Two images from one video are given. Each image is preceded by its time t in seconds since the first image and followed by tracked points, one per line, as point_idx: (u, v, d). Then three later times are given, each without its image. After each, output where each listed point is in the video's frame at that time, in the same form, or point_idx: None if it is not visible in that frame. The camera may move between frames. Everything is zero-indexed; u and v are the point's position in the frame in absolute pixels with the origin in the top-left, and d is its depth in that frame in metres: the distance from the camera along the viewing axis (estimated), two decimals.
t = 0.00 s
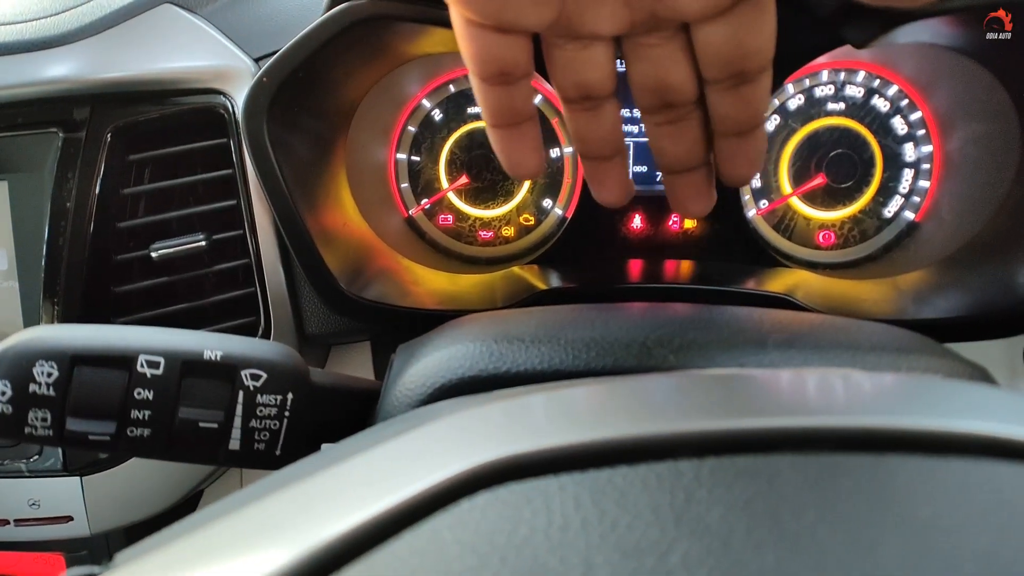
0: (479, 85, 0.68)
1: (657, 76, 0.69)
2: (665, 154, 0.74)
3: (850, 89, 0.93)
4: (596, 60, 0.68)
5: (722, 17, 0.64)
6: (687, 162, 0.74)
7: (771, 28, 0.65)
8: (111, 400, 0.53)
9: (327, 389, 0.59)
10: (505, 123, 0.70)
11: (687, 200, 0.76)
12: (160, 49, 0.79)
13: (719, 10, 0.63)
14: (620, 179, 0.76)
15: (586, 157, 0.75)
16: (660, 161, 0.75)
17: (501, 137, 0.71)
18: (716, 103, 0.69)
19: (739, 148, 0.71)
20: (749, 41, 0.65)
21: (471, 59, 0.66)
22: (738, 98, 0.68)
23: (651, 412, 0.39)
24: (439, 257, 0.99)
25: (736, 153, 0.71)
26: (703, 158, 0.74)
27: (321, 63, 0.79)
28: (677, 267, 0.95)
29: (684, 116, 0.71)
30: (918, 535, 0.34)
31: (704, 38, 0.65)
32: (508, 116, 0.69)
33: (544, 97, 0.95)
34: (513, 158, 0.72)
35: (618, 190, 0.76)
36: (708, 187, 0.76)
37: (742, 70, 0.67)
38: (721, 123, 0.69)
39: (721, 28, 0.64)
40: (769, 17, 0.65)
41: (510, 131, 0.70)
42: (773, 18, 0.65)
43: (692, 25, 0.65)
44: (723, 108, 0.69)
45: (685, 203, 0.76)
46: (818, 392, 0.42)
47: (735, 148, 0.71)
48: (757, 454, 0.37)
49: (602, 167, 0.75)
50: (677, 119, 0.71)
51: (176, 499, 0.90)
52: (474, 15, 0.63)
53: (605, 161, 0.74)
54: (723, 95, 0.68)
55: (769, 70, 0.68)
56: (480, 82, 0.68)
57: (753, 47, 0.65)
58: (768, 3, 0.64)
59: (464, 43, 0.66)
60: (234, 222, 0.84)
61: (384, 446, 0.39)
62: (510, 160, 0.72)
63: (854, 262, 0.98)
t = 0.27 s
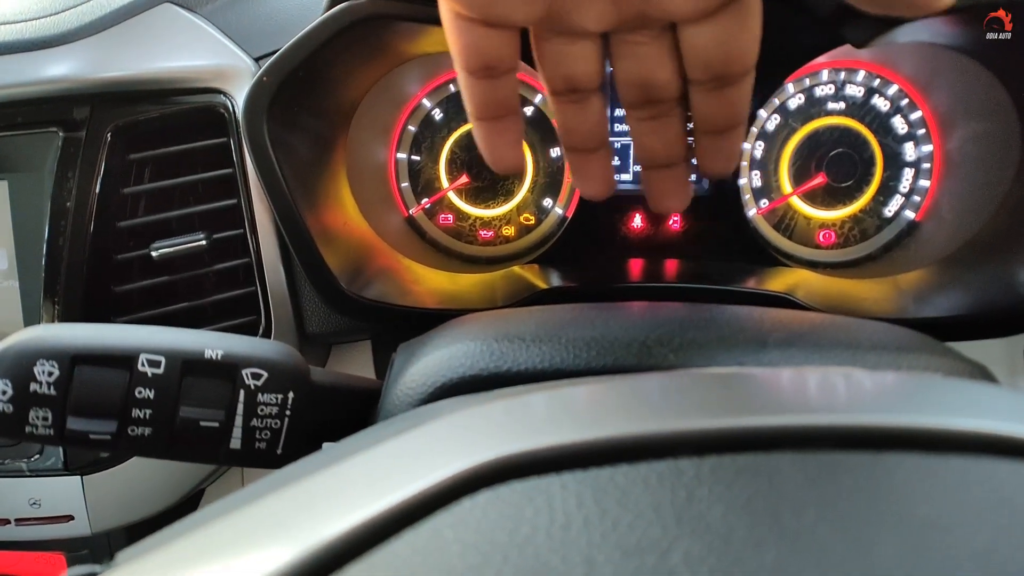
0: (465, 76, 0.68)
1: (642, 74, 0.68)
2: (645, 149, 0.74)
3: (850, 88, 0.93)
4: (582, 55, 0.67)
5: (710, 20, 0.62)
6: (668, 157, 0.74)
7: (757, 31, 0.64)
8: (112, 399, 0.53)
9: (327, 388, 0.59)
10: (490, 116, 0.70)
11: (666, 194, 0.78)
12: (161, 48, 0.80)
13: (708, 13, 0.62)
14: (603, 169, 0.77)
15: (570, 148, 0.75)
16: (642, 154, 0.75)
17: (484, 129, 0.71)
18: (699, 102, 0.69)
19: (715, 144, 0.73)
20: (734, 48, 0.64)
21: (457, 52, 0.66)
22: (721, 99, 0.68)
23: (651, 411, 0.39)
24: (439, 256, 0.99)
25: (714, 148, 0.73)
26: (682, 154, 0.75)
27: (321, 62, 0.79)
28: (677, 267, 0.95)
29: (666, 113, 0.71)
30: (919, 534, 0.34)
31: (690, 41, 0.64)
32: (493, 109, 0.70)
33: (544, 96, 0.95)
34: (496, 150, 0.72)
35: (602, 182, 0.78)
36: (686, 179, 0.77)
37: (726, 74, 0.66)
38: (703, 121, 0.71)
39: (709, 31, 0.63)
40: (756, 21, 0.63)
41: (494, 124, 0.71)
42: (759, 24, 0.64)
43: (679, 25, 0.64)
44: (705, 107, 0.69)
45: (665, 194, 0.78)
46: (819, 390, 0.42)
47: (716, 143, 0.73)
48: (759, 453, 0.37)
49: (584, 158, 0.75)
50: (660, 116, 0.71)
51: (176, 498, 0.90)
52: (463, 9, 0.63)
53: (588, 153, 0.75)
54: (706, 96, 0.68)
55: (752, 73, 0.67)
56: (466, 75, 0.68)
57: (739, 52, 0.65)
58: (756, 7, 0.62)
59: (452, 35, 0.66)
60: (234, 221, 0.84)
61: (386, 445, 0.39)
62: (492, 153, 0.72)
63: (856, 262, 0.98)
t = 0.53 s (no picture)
0: (454, 68, 0.68)
1: (628, 73, 0.68)
2: (632, 145, 0.74)
3: (851, 88, 0.93)
4: (571, 51, 0.67)
5: (694, 24, 0.62)
6: (653, 155, 0.74)
7: (743, 35, 0.63)
8: (112, 399, 0.53)
9: (327, 388, 0.59)
10: (479, 107, 0.70)
11: (649, 192, 0.78)
12: (161, 48, 0.79)
13: (694, 16, 0.61)
14: (588, 165, 0.77)
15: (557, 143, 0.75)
16: (628, 151, 0.75)
17: (473, 120, 0.71)
18: (683, 101, 0.69)
19: (698, 144, 0.72)
20: (719, 50, 0.64)
21: (448, 44, 0.66)
22: (704, 99, 0.68)
23: (653, 410, 0.39)
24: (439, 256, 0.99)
25: (696, 149, 0.73)
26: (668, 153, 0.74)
27: (321, 61, 0.79)
28: (677, 266, 0.95)
29: (652, 111, 0.71)
30: (921, 533, 0.34)
31: (675, 43, 0.64)
32: (481, 101, 0.70)
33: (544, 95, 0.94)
34: (484, 141, 0.72)
35: (590, 178, 0.77)
36: (670, 179, 0.77)
37: (711, 75, 0.66)
38: (687, 121, 0.71)
39: (694, 34, 0.63)
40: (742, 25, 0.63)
41: (484, 116, 0.71)
42: (745, 28, 0.63)
43: (665, 27, 0.63)
44: (690, 107, 0.69)
45: (651, 192, 0.78)
46: (820, 390, 0.41)
47: (698, 143, 0.72)
48: (760, 452, 0.37)
49: (570, 152, 0.75)
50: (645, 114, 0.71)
51: (176, 498, 0.90)
52: (456, 3, 0.63)
53: (574, 148, 0.75)
54: (690, 96, 0.68)
55: (737, 75, 0.67)
56: (456, 67, 0.68)
57: (724, 54, 0.64)
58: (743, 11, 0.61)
59: (444, 28, 0.65)
60: (235, 220, 0.84)
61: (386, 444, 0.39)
62: (481, 144, 0.72)
63: (858, 262, 0.97)
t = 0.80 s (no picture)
0: (474, 73, 0.68)
1: (654, 71, 0.68)
2: (663, 146, 0.74)
3: (852, 88, 0.93)
4: (593, 51, 0.67)
5: (719, 16, 0.62)
6: (686, 155, 0.74)
7: (769, 27, 0.63)
8: (113, 398, 0.53)
9: (327, 387, 0.59)
10: (500, 112, 0.70)
11: (684, 193, 0.78)
12: (162, 48, 0.79)
13: (717, 8, 0.61)
14: (614, 169, 0.76)
15: (580, 147, 0.74)
16: (659, 153, 0.75)
17: (495, 126, 0.70)
18: (712, 98, 0.68)
19: (728, 142, 0.72)
20: (746, 42, 0.63)
21: (466, 48, 0.66)
22: (734, 95, 0.68)
23: (656, 408, 0.39)
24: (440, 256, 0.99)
25: (727, 148, 0.72)
26: (700, 152, 0.74)
27: (322, 61, 0.79)
28: (678, 266, 0.95)
29: (682, 109, 0.71)
30: (924, 531, 0.33)
31: (700, 36, 0.63)
32: (501, 105, 0.69)
33: (545, 95, 0.94)
34: (505, 147, 0.71)
35: (613, 180, 0.76)
36: (704, 178, 0.77)
37: (739, 69, 0.66)
38: (716, 118, 0.70)
39: (719, 27, 0.62)
40: (767, 16, 0.62)
41: (505, 121, 0.70)
42: (771, 19, 0.63)
43: (689, 21, 0.63)
44: (718, 103, 0.69)
45: (683, 193, 0.77)
46: (822, 388, 0.41)
47: (729, 140, 0.72)
48: (764, 450, 0.37)
49: (594, 157, 0.75)
50: (674, 112, 0.71)
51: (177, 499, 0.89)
52: (470, 5, 0.63)
53: (598, 150, 0.74)
54: (718, 92, 0.68)
55: (765, 68, 0.67)
56: (476, 71, 0.68)
57: (750, 46, 0.64)
58: (768, 2, 0.61)
59: (461, 32, 0.66)
60: (235, 220, 0.84)
61: (389, 442, 0.39)
62: (503, 149, 0.71)
63: (859, 261, 0.97)
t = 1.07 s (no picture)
0: (484, 73, 0.68)
1: (663, 70, 0.68)
2: (673, 145, 0.74)
3: (853, 87, 0.93)
4: (603, 50, 0.67)
5: (729, 14, 0.62)
6: (696, 154, 0.74)
7: (779, 25, 0.63)
8: (116, 398, 0.53)
9: (329, 386, 0.59)
10: (511, 113, 0.70)
11: (694, 191, 0.78)
12: (163, 47, 0.79)
13: (726, 6, 0.61)
14: (625, 168, 0.76)
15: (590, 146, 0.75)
16: (668, 151, 0.75)
17: (506, 126, 0.71)
18: (723, 96, 0.68)
19: (739, 141, 0.72)
20: (756, 41, 0.63)
21: (476, 49, 0.66)
22: (744, 94, 0.68)
23: (661, 407, 0.39)
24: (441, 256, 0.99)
25: (738, 146, 0.72)
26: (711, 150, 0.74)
27: (324, 60, 0.79)
28: (680, 266, 0.94)
29: (692, 108, 0.71)
30: (931, 528, 0.33)
31: (710, 34, 0.63)
32: (512, 104, 0.69)
33: (546, 95, 0.95)
34: (517, 147, 0.71)
35: (624, 180, 0.77)
36: (714, 176, 0.77)
37: (749, 68, 0.65)
38: (728, 117, 0.70)
39: (728, 25, 0.62)
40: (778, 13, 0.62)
41: (517, 121, 0.70)
42: (782, 17, 0.63)
43: (699, 19, 0.63)
44: (729, 102, 0.69)
45: (694, 191, 0.78)
46: (825, 387, 0.41)
47: (740, 139, 0.72)
48: (770, 449, 0.37)
49: (606, 156, 0.75)
50: (684, 110, 0.71)
51: (178, 499, 0.89)
52: (480, 5, 0.63)
53: (609, 150, 0.74)
54: (729, 90, 0.68)
55: (776, 67, 0.67)
56: (486, 72, 0.68)
57: (760, 45, 0.64)
58: None
59: (470, 32, 0.66)
60: (237, 220, 0.84)
61: (394, 442, 0.39)
62: (515, 150, 0.72)
63: (860, 261, 0.97)
